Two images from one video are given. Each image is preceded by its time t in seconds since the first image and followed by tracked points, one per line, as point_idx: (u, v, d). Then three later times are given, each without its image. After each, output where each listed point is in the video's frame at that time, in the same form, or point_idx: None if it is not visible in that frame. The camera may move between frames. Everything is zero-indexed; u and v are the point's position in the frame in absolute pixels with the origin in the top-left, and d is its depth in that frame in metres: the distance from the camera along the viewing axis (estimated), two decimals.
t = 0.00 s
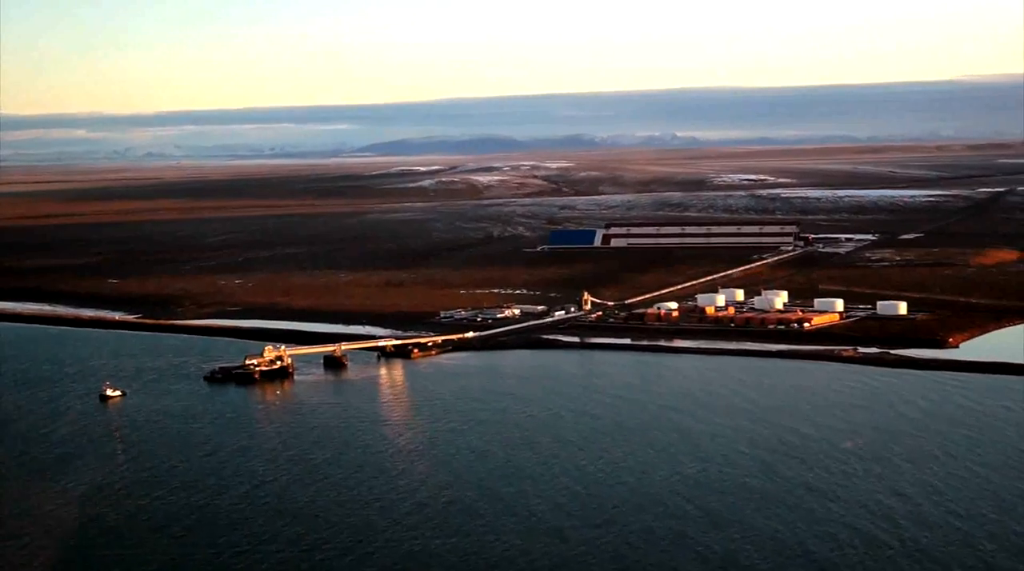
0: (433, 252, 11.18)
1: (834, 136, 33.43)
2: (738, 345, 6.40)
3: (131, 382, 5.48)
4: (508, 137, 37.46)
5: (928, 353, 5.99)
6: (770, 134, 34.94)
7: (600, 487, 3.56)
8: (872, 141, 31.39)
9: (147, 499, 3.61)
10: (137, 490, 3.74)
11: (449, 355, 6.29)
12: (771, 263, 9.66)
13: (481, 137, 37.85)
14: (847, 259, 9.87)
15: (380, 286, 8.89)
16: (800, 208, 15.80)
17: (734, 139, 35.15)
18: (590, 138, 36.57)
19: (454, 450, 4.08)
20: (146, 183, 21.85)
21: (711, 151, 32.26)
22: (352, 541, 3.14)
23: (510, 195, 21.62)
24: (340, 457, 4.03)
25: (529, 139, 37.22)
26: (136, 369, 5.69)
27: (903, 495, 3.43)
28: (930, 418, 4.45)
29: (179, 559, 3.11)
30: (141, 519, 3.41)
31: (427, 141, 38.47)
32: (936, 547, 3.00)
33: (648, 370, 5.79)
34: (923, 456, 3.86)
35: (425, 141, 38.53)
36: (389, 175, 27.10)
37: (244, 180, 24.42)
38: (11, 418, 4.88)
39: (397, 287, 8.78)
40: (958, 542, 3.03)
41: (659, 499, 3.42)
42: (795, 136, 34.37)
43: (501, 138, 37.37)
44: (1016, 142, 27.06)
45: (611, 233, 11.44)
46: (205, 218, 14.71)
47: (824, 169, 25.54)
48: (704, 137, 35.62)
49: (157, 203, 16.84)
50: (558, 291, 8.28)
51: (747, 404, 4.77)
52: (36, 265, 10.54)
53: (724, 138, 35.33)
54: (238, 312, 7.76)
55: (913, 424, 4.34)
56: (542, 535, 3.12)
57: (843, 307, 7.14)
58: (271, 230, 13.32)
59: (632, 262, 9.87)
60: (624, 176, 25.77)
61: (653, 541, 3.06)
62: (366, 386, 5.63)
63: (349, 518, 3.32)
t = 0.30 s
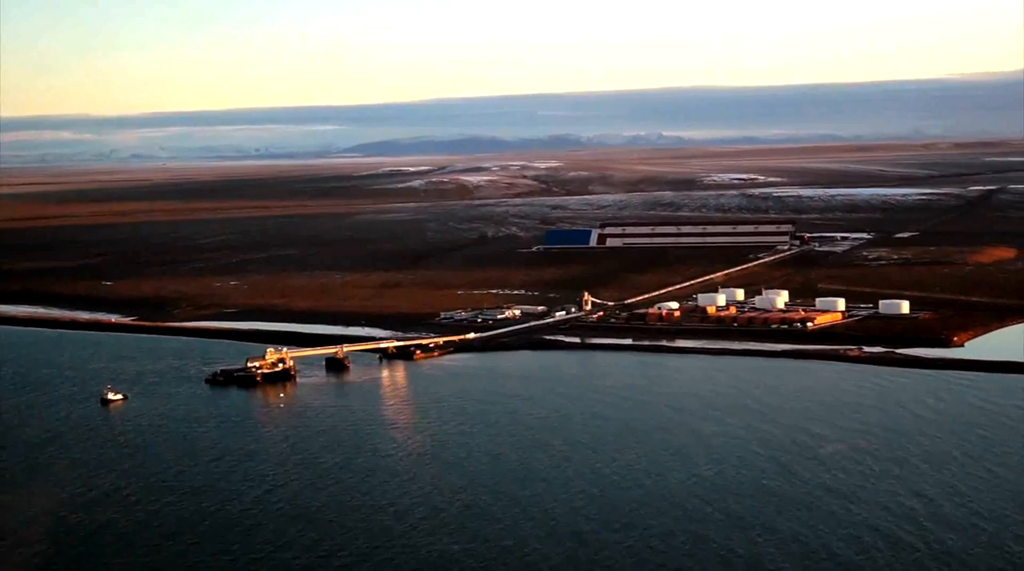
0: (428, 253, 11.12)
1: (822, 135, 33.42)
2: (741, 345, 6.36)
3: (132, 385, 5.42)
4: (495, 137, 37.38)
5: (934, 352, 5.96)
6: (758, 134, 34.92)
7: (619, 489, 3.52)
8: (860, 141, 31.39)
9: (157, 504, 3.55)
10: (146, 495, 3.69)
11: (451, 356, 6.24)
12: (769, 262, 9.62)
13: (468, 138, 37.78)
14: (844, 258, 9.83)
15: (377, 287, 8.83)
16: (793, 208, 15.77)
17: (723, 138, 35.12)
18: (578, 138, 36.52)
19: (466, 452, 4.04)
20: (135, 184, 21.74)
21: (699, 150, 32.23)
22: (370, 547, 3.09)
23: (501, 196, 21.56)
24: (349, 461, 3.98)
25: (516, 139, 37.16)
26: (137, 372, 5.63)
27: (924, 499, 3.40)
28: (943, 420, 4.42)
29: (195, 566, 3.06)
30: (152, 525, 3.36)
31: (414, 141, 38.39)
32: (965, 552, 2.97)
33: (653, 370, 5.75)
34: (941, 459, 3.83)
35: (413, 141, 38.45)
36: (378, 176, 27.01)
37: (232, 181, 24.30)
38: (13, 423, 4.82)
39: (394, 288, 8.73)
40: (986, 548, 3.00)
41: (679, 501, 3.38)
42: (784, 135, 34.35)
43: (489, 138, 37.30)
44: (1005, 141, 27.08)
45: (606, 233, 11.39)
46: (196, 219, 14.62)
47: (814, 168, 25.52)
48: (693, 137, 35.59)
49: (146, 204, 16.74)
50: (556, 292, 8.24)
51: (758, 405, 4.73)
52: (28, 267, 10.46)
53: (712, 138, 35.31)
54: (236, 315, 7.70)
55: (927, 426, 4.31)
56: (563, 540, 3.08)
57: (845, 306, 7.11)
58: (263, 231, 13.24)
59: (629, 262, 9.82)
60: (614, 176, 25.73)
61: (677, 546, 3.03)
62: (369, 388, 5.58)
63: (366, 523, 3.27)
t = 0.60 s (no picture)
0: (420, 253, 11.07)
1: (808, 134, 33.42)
2: (741, 345, 6.33)
3: (131, 387, 5.37)
4: (479, 137, 37.30)
5: (936, 352, 5.94)
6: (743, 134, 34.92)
7: (633, 493, 3.48)
8: (844, 142, 31.39)
9: (165, 510, 3.50)
10: (153, 499, 3.64)
11: (451, 357, 6.20)
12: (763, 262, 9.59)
13: (454, 138, 37.71)
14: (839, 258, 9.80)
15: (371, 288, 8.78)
16: (782, 208, 15.74)
17: (709, 138, 35.11)
18: (563, 138, 36.46)
19: (474, 455, 4.00)
20: (121, 184, 21.63)
21: (685, 150, 32.20)
22: (385, 554, 3.05)
23: (488, 196, 21.48)
24: (356, 464, 3.93)
25: (502, 139, 37.09)
26: (135, 375, 5.57)
27: (942, 501, 3.37)
28: (952, 421, 4.40)
29: None
30: (161, 532, 3.31)
31: (400, 141, 38.30)
32: (988, 555, 2.95)
33: (655, 371, 5.71)
34: (956, 459, 3.81)
35: (399, 141, 38.36)
36: (365, 176, 26.93)
37: (218, 182, 24.19)
38: (12, 426, 4.76)
39: (388, 289, 8.68)
40: (1009, 551, 2.98)
41: (695, 505, 3.35)
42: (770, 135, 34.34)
43: (475, 139, 37.23)
44: (991, 140, 27.11)
45: (598, 233, 11.36)
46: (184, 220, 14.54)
47: (801, 168, 25.51)
48: (679, 137, 35.57)
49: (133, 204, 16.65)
50: (552, 292, 8.20)
51: (765, 405, 4.71)
52: (17, 269, 10.38)
53: (697, 137, 35.30)
54: (230, 316, 7.65)
55: (938, 428, 4.28)
56: (582, 545, 3.05)
57: (844, 306, 7.08)
58: (253, 232, 13.17)
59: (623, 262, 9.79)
60: (601, 176, 25.68)
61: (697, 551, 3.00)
62: (370, 390, 5.54)
63: (380, 528, 3.23)
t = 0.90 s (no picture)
0: (410, 256, 11.01)
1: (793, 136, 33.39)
2: (741, 349, 6.29)
3: (126, 392, 5.30)
4: (463, 140, 37.19)
5: (939, 355, 5.90)
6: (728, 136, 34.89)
7: (647, 500, 3.44)
8: (829, 143, 31.38)
9: (169, 518, 3.45)
10: (156, 506, 3.58)
11: (449, 361, 6.14)
12: (757, 265, 9.55)
13: (438, 141, 37.60)
14: (832, 261, 9.76)
15: (363, 291, 8.72)
16: (770, 211, 15.69)
17: (693, 140, 35.07)
18: (547, 140, 36.37)
19: (482, 461, 3.95)
20: (104, 185, 21.49)
21: (670, 153, 32.14)
22: (399, 564, 3.00)
23: (475, 199, 21.39)
24: (361, 470, 3.88)
25: (485, 142, 36.99)
26: (130, 380, 5.51)
27: (960, 507, 3.33)
28: (964, 425, 4.36)
29: None
30: (169, 541, 3.25)
31: (384, 144, 38.20)
32: (1011, 562, 2.91)
33: (656, 375, 5.67)
34: (969, 463, 3.77)
35: (382, 144, 38.25)
36: (349, 179, 26.82)
37: (202, 184, 24.05)
38: (8, 432, 4.69)
39: (381, 293, 8.62)
40: None
41: (710, 513, 3.31)
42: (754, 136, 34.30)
43: (459, 141, 37.13)
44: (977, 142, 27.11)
45: (590, 237, 11.30)
46: (170, 223, 14.44)
47: (787, 170, 25.47)
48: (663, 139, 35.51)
49: (118, 206, 16.53)
50: (547, 296, 8.14)
51: (770, 410, 4.67)
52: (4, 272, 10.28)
53: (682, 139, 35.24)
54: (223, 320, 7.58)
55: (950, 432, 4.24)
56: (600, 554, 3.00)
57: (843, 309, 7.03)
58: (240, 236, 13.08)
59: (616, 265, 9.74)
60: (587, 178, 25.60)
61: (717, 560, 2.96)
62: (368, 394, 5.48)
63: (394, 537, 3.18)
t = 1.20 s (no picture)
0: (396, 265, 10.95)
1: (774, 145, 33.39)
2: (737, 358, 6.25)
3: (119, 402, 5.24)
4: (443, 148, 37.10)
5: (935, 365, 5.88)
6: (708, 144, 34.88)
7: (658, 511, 3.41)
8: (810, 152, 31.40)
9: (172, 531, 3.40)
10: (158, 518, 3.52)
11: (443, 371, 6.09)
12: (746, 274, 9.52)
13: (418, 149, 37.49)
14: (821, 270, 9.74)
15: (351, 300, 8.66)
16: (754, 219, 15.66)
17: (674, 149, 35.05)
18: (527, 149, 36.30)
19: (486, 472, 3.91)
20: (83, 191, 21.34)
21: (651, 162, 32.09)
22: None
23: (456, 207, 21.31)
24: (363, 482, 3.83)
25: (465, 150, 36.91)
26: (122, 390, 5.44)
27: (973, 518, 3.31)
28: (967, 435, 4.33)
29: None
30: (173, 554, 3.20)
31: (363, 152, 38.07)
32: None
33: (652, 385, 5.63)
34: (979, 474, 3.75)
35: (361, 152, 38.13)
36: (330, 187, 26.70)
37: (181, 191, 23.90)
38: None
39: (369, 301, 8.57)
40: None
41: (722, 525, 3.27)
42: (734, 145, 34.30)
43: (439, 150, 37.03)
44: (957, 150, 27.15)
45: (577, 246, 11.26)
46: (152, 230, 14.35)
47: (769, 180, 25.45)
48: (643, 148, 35.49)
49: (98, 211, 16.40)
50: (537, 304, 8.10)
51: (772, 420, 4.64)
52: None
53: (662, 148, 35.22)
54: (212, 329, 7.52)
55: (955, 442, 4.22)
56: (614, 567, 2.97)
57: (836, 318, 7.01)
58: (224, 243, 12.99)
59: (605, 274, 9.70)
60: (568, 187, 25.53)
61: None
62: (363, 403, 5.43)
63: (402, 549, 3.14)
